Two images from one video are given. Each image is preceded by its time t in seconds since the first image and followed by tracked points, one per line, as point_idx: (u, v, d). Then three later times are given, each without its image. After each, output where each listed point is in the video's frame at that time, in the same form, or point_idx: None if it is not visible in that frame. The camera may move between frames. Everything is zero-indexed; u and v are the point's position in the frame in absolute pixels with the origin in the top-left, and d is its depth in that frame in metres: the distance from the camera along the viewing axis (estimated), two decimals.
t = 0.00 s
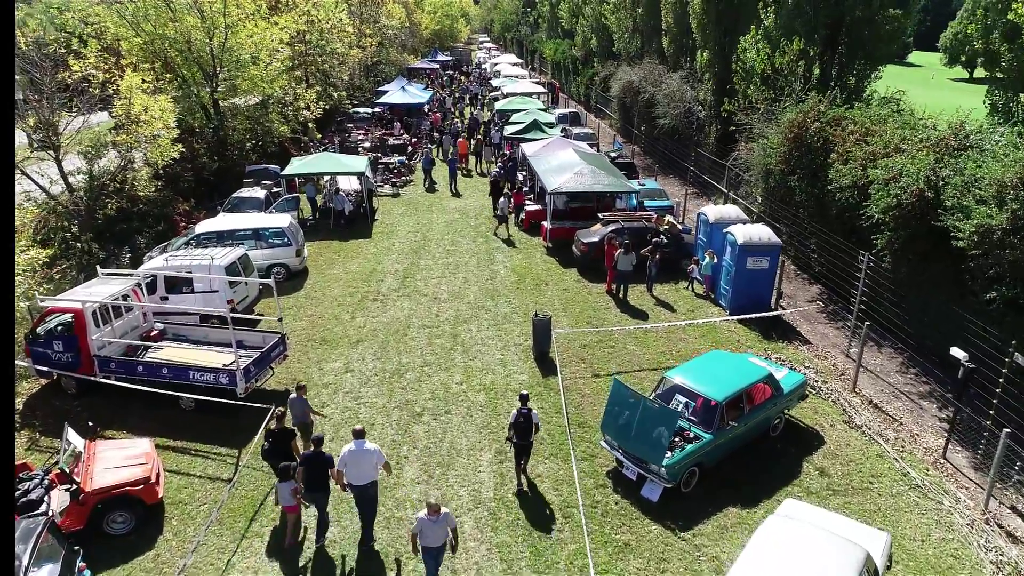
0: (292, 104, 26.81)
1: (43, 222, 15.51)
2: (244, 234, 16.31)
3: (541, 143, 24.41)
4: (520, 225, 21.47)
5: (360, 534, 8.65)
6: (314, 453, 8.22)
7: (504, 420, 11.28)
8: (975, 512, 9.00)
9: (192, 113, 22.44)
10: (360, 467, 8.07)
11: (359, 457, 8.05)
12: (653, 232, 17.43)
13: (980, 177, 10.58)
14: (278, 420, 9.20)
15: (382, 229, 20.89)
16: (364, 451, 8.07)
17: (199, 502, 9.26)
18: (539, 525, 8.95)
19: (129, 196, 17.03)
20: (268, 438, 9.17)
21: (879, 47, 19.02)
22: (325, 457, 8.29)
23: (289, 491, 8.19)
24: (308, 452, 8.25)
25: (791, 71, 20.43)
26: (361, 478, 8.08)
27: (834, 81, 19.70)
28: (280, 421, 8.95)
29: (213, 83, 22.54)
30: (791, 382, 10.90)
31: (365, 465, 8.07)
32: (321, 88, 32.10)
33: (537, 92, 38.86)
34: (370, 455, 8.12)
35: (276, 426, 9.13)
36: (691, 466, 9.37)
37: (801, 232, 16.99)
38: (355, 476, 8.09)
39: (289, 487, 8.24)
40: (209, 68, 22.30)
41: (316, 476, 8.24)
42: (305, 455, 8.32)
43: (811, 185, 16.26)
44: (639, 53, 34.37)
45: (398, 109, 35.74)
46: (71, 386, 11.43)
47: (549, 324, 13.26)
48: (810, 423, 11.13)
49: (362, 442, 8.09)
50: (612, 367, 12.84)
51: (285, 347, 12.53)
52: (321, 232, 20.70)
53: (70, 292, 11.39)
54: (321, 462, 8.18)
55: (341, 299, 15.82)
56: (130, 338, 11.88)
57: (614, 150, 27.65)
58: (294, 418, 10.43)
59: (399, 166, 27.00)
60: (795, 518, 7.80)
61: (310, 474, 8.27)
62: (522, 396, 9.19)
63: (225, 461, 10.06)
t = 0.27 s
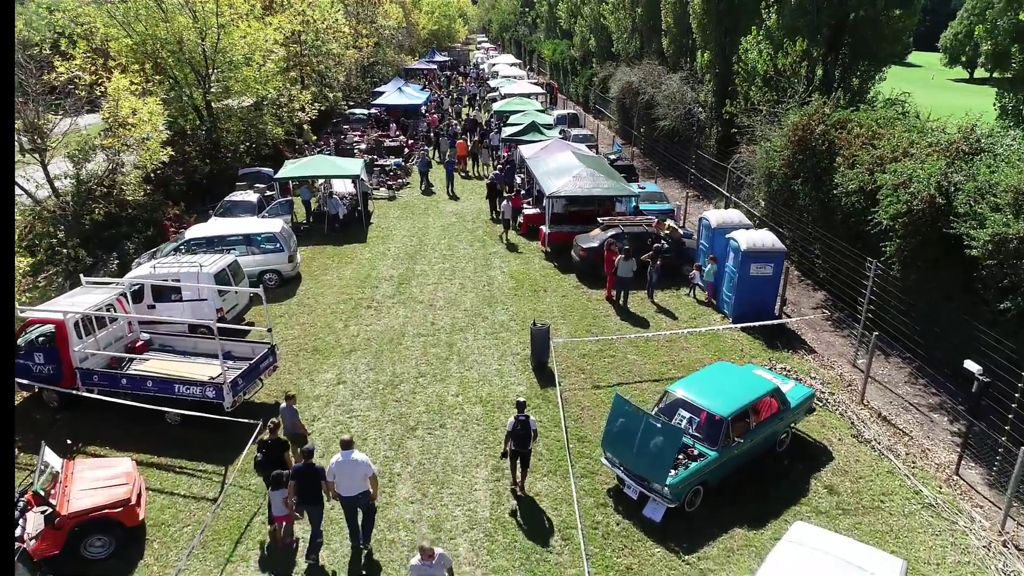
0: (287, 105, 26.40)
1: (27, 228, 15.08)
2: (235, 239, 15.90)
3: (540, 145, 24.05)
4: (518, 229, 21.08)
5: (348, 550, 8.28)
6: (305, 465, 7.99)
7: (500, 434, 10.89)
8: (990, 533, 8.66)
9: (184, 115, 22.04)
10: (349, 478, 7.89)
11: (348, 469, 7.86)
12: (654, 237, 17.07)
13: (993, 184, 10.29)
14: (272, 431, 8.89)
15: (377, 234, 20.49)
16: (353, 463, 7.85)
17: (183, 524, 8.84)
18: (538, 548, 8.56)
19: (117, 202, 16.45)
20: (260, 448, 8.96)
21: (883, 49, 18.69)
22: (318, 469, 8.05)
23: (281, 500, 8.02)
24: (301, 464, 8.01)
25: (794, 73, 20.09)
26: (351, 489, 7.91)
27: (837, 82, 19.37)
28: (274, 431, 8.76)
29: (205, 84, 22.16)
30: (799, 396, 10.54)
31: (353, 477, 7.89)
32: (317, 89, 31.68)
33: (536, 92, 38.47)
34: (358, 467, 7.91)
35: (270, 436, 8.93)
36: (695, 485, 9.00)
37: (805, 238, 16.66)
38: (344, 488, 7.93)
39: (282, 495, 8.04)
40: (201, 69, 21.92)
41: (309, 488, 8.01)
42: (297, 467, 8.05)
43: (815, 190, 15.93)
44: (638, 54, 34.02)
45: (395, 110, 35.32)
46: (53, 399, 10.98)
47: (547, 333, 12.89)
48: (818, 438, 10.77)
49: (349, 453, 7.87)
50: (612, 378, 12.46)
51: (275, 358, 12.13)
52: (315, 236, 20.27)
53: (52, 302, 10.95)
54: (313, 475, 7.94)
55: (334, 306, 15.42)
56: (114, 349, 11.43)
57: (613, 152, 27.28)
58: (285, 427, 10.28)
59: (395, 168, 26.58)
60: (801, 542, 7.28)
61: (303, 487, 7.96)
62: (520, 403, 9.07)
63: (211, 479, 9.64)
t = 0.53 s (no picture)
0: (299, 106, 26.15)
1: (33, 232, 14.89)
2: (242, 244, 15.60)
3: (554, 148, 23.60)
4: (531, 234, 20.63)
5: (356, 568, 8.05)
6: (309, 476, 7.82)
7: (511, 452, 10.47)
8: None
9: (195, 116, 21.83)
10: (355, 492, 7.68)
11: (354, 483, 7.66)
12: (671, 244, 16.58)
13: None
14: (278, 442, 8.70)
15: (388, 238, 20.14)
16: (359, 477, 7.67)
17: (180, 545, 8.49)
18: None
19: (124, 204, 16.30)
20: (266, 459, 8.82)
21: (911, 51, 18.05)
22: (323, 482, 7.86)
23: (290, 513, 7.87)
24: (304, 476, 7.85)
25: (817, 75, 19.50)
26: (356, 504, 7.68)
27: (863, 84, 18.75)
28: (279, 441, 8.59)
29: (216, 85, 21.96)
30: (825, 417, 10.01)
31: (359, 491, 7.67)
32: (329, 90, 31.43)
33: (550, 93, 38.00)
34: (365, 481, 7.72)
35: (275, 446, 8.76)
36: (716, 513, 8.52)
37: (829, 246, 16.09)
38: (349, 502, 7.72)
39: (290, 509, 7.93)
40: (212, 70, 21.72)
41: (315, 500, 7.87)
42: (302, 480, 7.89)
43: (839, 197, 15.36)
44: (655, 55, 33.45)
45: (408, 112, 35.01)
46: (52, 411, 10.70)
47: (561, 345, 12.45)
48: (845, 460, 10.25)
49: (357, 466, 7.70)
50: (628, 393, 11.99)
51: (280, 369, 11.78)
52: (325, 240, 19.96)
53: (52, 311, 10.67)
54: (318, 487, 7.76)
55: (342, 314, 15.06)
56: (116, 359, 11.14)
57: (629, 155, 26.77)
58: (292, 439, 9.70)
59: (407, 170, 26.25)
60: None
61: (308, 499, 7.87)
62: (528, 416, 8.76)
63: (211, 497, 9.29)
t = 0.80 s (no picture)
0: (305, 107, 25.85)
1: (31, 235, 14.63)
2: (242, 250, 15.26)
3: (563, 151, 23.16)
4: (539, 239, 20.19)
5: None
6: (310, 492, 7.58)
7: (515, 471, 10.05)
8: None
9: (199, 117, 21.57)
10: (360, 507, 7.52)
11: (361, 497, 7.51)
12: (682, 251, 16.12)
13: None
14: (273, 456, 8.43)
15: (393, 242, 19.76)
16: (367, 491, 7.52)
17: (167, 569, 8.13)
18: None
19: (123, 208, 16.05)
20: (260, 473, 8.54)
21: (932, 52, 17.51)
22: (324, 498, 7.64)
23: (291, 529, 7.63)
24: (305, 491, 7.63)
25: (833, 77, 18.98)
26: (361, 519, 7.50)
27: (881, 86, 18.20)
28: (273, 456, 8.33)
29: (220, 86, 21.68)
30: (845, 438, 9.52)
31: (365, 506, 7.51)
32: (336, 91, 31.13)
33: (559, 94, 37.55)
34: (373, 495, 7.58)
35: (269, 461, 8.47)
36: (731, 541, 8.05)
37: (845, 254, 15.60)
38: (354, 517, 7.54)
39: (289, 523, 7.68)
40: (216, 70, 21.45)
41: (315, 517, 7.61)
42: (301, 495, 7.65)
43: (858, 203, 14.82)
44: (666, 56, 32.94)
45: (415, 113, 34.66)
46: (42, 424, 10.39)
47: (568, 357, 12.02)
48: (866, 483, 9.75)
49: (366, 480, 7.62)
50: (638, 408, 11.54)
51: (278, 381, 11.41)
52: (328, 244, 19.61)
53: (42, 320, 10.37)
54: (319, 503, 7.54)
55: (344, 321, 14.69)
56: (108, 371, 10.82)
57: (639, 157, 26.29)
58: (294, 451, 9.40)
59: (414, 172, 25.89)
60: None
61: (309, 515, 7.61)
62: (530, 426, 8.56)
63: (201, 517, 8.94)
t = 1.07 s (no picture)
0: (302, 109, 25.45)
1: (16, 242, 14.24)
2: (234, 257, 14.84)
3: (564, 153, 22.73)
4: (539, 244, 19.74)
5: None
6: (305, 507, 7.40)
7: (513, 491, 9.62)
8: None
9: (193, 119, 21.18)
10: (358, 521, 7.40)
11: (359, 511, 7.38)
12: (686, 258, 15.68)
13: None
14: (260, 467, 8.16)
15: (390, 247, 19.33)
16: (365, 506, 7.39)
17: None
18: None
19: (112, 213, 15.62)
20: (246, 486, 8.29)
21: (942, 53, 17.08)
22: (319, 512, 7.46)
23: (285, 543, 7.32)
24: (300, 505, 7.43)
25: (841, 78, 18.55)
26: (358, 534, 7.40)
27: (890, 87, 17.78)
28: (258, 468, 8.12)
29: (215, 87, 21.30)
30: (859, 458, 9.09)
31: (363, 520, 7.39)
32: (334, 92, 30.73)
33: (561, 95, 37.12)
34: (371, 509, 7.47)
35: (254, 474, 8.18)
36: (741, 571, 7.60)
37: (855, 260, 15.16)
38: (351, 531, 7.43)
39: (282, 538, 7.39)
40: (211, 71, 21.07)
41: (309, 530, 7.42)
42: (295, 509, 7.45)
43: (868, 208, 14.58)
44: (668, 56, 32.51)
45: (415, 114, 34.24)
46: (20, 441, 9.97)
47: (568, 370, 11.58)
48: (881, 505, 9.30)
49: (364, 494, 7.46)
50: (641, 424, 11.10)
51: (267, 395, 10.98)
52: (324, 249, 19.18)
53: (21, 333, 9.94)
54: (315, 518, 7.37)
55: (338, 331, 14.27)
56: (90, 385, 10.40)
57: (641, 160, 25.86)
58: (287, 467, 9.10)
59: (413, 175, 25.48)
60: None
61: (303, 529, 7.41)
62: (527, 439, 8.43)
63: (184, 542, 8.51)
